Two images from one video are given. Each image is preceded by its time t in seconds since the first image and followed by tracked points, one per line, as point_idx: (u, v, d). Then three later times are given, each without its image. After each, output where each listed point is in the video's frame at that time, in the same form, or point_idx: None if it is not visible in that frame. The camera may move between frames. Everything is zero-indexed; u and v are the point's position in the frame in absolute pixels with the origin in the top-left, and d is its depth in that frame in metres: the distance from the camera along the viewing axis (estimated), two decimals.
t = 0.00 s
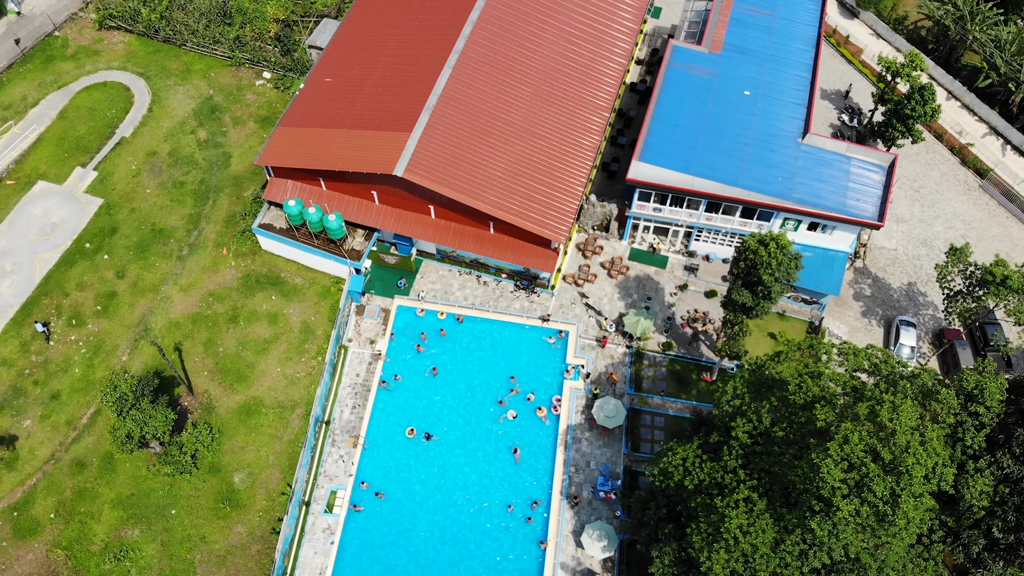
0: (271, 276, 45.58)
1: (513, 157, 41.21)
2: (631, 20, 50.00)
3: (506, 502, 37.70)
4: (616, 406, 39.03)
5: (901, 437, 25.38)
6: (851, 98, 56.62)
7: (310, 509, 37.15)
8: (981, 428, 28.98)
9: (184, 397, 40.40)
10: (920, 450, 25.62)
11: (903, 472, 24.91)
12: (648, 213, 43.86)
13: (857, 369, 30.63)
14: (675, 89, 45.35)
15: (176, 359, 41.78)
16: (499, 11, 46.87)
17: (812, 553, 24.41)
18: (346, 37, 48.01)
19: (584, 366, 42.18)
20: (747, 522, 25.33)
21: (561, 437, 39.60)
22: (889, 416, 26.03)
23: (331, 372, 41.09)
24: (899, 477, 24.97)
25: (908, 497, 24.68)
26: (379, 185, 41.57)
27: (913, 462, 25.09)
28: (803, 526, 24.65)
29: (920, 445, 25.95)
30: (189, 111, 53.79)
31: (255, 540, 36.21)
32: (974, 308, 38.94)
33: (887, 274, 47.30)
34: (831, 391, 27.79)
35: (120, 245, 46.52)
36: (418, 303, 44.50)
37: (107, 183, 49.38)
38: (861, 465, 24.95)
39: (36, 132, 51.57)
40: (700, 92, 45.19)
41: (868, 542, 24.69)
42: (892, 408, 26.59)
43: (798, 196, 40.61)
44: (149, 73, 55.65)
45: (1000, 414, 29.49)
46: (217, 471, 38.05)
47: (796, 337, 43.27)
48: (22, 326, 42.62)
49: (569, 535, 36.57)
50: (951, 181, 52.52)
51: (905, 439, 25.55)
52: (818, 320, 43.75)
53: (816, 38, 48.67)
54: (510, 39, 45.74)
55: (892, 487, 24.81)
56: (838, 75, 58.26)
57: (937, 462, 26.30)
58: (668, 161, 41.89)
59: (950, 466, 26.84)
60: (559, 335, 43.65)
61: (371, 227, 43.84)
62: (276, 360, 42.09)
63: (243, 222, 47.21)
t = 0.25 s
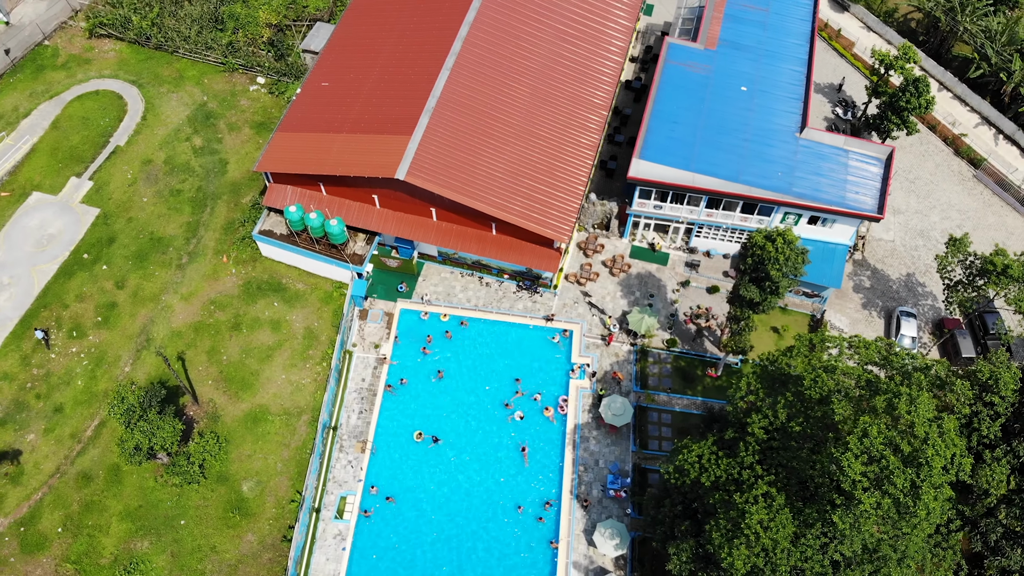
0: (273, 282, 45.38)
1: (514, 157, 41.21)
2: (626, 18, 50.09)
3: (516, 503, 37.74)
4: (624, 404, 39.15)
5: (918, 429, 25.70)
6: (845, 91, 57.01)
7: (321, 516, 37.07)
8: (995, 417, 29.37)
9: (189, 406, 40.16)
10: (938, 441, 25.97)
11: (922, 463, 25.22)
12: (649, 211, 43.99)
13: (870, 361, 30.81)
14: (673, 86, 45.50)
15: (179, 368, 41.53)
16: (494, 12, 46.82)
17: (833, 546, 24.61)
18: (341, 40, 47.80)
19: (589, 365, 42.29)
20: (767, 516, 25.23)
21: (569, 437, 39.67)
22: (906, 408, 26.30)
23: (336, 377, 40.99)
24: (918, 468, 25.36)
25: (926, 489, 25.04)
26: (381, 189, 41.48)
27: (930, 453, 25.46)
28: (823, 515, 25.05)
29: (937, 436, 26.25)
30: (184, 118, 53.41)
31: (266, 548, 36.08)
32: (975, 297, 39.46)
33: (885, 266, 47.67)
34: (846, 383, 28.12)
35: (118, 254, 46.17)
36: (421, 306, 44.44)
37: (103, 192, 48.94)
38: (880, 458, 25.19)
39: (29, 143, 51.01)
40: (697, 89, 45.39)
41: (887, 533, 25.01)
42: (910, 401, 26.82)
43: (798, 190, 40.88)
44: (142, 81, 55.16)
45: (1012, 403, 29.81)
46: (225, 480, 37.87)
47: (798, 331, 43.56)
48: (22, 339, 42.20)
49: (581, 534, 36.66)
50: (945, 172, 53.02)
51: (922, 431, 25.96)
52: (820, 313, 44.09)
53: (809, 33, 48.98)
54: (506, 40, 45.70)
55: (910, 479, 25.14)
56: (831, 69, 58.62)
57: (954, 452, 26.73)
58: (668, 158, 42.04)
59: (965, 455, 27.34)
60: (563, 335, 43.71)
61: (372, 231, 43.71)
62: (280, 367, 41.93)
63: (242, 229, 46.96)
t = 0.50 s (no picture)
0: (274, 288, 45.20)
1: (514, 158, 41.20)
2: (621, 17, 50.16)
3: (527, 503, 37.78)
4: (631, 402, 39.24)
5: (936, 421, 25.79)
6: (838, 84, 57.32)
7: (331, 522, 36.95)
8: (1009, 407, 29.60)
9: (194, 416, 39.94)
10: (955, 432, 25.99)
11: (943, 455, 25.22)
12: (649, 208, 44.11)
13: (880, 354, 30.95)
14: (670, 84, 45.62)
15: (183, 377, 41.28)
16: (489, 12, 46.74)
17: (852, 538, 24.68)
18: (336, 44, 47.60)
19: (594, 363, 42.39)
20: (786, 511, 25.48)
21: (577, 435, 39.75)
22: (923, 400, 26.25)
23: (342, 383, 40.88)
24: (936, 460, 25.35)
25: (945, 480, 25.01)
26: (382, 193, 41.38)
27: (948, 444, 25.44)
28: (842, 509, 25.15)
29: (954, 427, 26.34)
30: (178, 125, 53.02)
31: (278, 556, 35.96)
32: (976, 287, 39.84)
33: (884, 257, 48.02)
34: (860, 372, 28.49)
35: (117, 265, 45.82)
36: (424, 308, 44.39)
37: (99, 202, 48.52)
38: (897, 450, 25.20)
39: (21, 154, 50.47)
40: (694, 85, 45.55)
41: (905, 523, 25.04)
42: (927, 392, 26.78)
43: (798, 184, 41.15)
44: (135, 88, 54.71)
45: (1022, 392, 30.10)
46: (233, 488, 37.70)
47: (800, 324, 43.81)
48: (22, 353, 41.82)
49: (592, 533, 36.73)
50: (940, 162, 53.46)
51: (938, 423, 26.01)
52: (822, 306, 44.41)
53: (803, 27, 49.26)
54: (503, 40, 45.63)
55: (928, 471, 25.08)
56: (824, 62, 58.91)
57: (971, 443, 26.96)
58: (668, 155, 42.18)
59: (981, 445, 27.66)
60: (567, 334, 43.78)
61: (373, 235, 43.60)
62: (285, 374, 41.77)
63: (242, 235, 46.70)
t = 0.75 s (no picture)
0: (276, 293, 45.05)
1: (515, 158, 41.21)
2: (616, 15, 50.27)
3: (535, 503, 37.83)
4: (637, 399, 39.36)
5: (950, 412, 26.20)
6: (832, 78, 57.61)
7: (340, 526, 36.84)
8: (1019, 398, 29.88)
9: (199, 423, 39.73)
10: (971, 424, 26.55)
11: (958, 447, 25.67)
12: (650, 205, 44.24)
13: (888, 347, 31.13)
14: (667, 81, 45.74)
15: (187, 385, 41.07)
16: (485, 13, 46.68)
17: (868, 530, 24.93)
18: (332, 47, 47.43)
19: (599, 362, 42.49)
20: (803, 505, 25.54)
21: (584, 434, 39.84)
22: (937, 392, 26.68)
23: (347, 387, 40.77)
24: (954, 451, 25.88)
25: (963, 470, 25.53)
26: (383, 196, 41.30)
27: (966, 436, 25.98)
28: (858, 502, 25.39)
29: (968, 418, 26.80)
30: (174, 131, 52.71)
31: (287, 562, 35.92)
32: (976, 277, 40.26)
33: (883, 250, 48.35)
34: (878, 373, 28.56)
35: (116, 273, 45.53)
36: (427, 310, 44.36)
37: (96, 210, 48.16)
38: (916, 443, 25.70)
39: (15, 163, 49.99)
40: (691, 82, 45.70)
41: (924, 515, 25.15)
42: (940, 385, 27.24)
43: (797, 179, 41.40)
44: (129, 95, 54.32)
45: None
46: (241, 495, 37.57)
47: (801, 318, 44.08)
48: (23, 364, 41.48)
49: (601, 531, 36.83)
50: (934, 154, 53.86)
51: (954, 414, 26.47)
52: (822, 299, 44.74)
53: (797, 22, 49.51)
54: (500, 41, 45.60)
55: (947, 462, 25.59)
56: (817, 57, 59.19)
57: (986, 433, 27.35)
58: (668, 153, 42.32)
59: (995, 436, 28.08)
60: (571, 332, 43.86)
61: (375, 238, 43.52)
62: (289, 379, 41.66)
63: (242, 241, 46.51)
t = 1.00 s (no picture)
0: (278, 299, 44.87)
1: (516, 158, 41.22)
2: (610, 13, 50.36)
3: (545, 502, 37.90)
4: (644, 396, 39.53)
5: (966, 403, 26.19)
6: (824, 71, 57.92)
7: (351, 531, 36.76)
8: None
9: (205, 432, 39.53)
10: (985, 413, 26.65)
11: (975, 436, 25.84)
12: (650, 202, 44.38)
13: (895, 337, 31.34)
14: (664, 78, 45.87)
15: (192, 394, 40.86)
16: (481, 13, 46.61)
17: (885, 521, 25.30)
18: (328, 50, 47.19)
19: (603, 359, 42.62)
20: (820, 498, 25.79)
21: (591, 432, 39.93)
22: (953, 382, 26.60)
23: (353, 391, 40.65)
24: (969, 441, 25.99)
25: (977, 459, 25.72)
26: (384, 199, 41.19)
27: (981, 426, 26.10)
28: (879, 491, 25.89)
29: (982, 408, 26.83)
30: (169, 139, 52.32)
31: (299, 568, 35.89)
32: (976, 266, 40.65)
33: (881, 241, 48.67)
34: (899, 369, 27.85)
35: (116, 283, 45.19)
36: (430, 312, 44.31)
37: (92, 220, 47.73)
38: (932, 434, 25.81)
39: (9, 174, 49.41)
40: (688, 78, 45.87)
41: (939, 505, 25.73)
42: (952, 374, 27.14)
43: (796, 172, 41.67)
44: (121, 103, 53.85)
45: None
46: (250, 503, 37.45)
47: (803, 311, 44.43)
48: (25, 377, 41.11)
49: (612, 528, 36.97)
50: (928, 144, 54.28)
51: (969, 404, 26.51)
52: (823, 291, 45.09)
53: (791, 16, 49.75)
54: (496, 41, 45.55)
55: (962, 453, 25.74)
56: (810, 50, 59.47)
57: (998, 420, 27.40)
58: (667, 149, 42.49)
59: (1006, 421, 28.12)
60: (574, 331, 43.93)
61: (376, 242, 43.43)
62: (294, 385, 41.52)
63: (242, 248, 46.26)
